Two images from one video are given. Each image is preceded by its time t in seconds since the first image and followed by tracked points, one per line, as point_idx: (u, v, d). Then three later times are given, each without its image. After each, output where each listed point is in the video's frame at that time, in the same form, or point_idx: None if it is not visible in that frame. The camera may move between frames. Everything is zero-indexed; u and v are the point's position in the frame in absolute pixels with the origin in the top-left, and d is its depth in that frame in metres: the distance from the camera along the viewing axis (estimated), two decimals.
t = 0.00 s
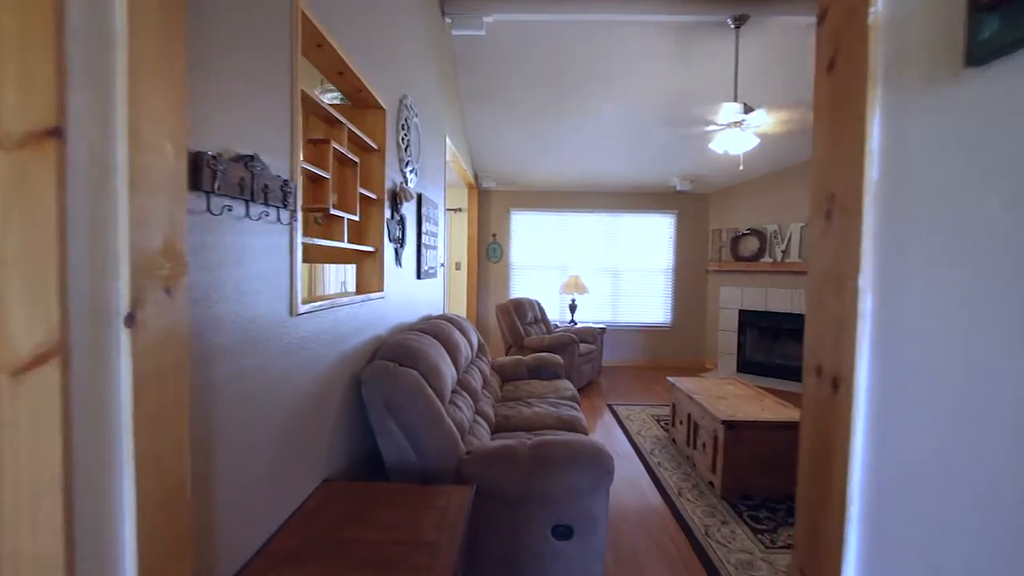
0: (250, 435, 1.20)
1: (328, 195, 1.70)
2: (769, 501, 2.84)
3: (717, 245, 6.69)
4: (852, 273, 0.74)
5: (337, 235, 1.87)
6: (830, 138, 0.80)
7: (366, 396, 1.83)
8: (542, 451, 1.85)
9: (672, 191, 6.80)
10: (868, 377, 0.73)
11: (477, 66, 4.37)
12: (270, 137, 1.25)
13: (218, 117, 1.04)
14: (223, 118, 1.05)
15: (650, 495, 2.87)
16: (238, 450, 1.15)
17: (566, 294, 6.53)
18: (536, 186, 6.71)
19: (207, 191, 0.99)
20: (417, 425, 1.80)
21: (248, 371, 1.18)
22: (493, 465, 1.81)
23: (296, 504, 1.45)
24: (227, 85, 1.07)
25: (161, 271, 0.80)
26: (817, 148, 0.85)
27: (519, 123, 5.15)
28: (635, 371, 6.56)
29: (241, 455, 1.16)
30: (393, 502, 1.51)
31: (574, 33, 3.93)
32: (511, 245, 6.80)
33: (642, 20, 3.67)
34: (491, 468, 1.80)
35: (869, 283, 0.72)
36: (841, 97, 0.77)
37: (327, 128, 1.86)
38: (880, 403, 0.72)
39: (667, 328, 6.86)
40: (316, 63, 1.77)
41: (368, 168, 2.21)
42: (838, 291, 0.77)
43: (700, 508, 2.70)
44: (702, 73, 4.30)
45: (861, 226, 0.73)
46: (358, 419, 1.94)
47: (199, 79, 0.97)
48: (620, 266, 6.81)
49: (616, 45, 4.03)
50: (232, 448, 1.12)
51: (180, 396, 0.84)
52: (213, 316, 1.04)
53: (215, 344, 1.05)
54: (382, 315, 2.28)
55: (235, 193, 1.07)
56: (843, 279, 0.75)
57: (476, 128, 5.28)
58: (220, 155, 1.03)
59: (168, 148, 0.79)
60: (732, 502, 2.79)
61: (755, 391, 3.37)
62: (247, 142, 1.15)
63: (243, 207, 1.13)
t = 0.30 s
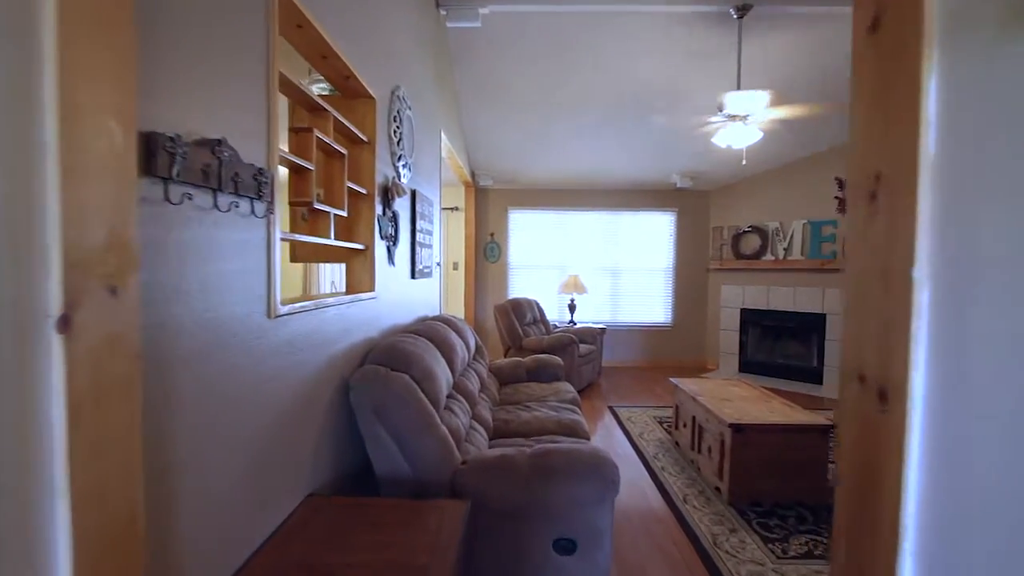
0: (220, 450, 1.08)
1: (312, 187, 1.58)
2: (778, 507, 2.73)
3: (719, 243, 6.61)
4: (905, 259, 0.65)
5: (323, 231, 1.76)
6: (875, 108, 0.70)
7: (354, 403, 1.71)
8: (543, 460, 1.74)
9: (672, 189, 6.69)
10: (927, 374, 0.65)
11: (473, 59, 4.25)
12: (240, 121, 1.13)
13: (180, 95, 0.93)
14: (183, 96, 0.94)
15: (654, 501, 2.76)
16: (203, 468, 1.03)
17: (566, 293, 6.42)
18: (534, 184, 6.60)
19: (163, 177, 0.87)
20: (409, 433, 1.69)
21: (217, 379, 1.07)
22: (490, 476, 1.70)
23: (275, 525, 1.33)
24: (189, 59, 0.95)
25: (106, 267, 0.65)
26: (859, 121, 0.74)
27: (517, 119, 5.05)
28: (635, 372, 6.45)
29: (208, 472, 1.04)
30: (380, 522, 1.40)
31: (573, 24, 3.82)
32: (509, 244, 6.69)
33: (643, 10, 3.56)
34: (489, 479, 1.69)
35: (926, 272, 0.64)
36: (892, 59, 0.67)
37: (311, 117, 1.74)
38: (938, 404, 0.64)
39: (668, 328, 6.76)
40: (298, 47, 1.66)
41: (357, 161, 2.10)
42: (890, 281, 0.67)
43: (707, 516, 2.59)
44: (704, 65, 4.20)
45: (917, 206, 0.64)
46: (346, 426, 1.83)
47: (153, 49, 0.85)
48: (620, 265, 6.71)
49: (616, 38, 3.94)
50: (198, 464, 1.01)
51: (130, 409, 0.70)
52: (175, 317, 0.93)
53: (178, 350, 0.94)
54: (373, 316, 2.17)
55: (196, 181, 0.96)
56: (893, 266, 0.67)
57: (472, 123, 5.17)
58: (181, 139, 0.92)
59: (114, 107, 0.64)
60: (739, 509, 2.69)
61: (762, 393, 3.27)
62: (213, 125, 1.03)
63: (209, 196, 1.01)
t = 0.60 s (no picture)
0: (181, 469, 0.97)
1: (292, 178, 1.47)
2: (782, 511, 2.65)
3: (715, 240, 6.55)
4: (974, 248, 0.55)
5: (305, 228, 1.64)
6: (932, 75, 0.60)
7: (340, 408, 1.60)
8: (542, 468, 1.64)
9: (668, 185, 6.61)
10: (1003, 384, 0.54)
11: (465, 50, 4.13)
12: (202, 102, 1.02)
13: (127, 70, 0.81)
14: (130, 69, 0.82)
15: (654, 507, 2.67)
16: (159, 491, 0.91)
17: (561, 291, 6.33)
18: (528, 180, 6.49)
19: (105, 161, 0.76)
20: (399, 442, 1.58)
21: (177, 389, 0.95)
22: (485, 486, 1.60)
23: (249, 546, 1.22)
24: (137, 30, 0.83)
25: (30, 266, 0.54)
26: (910, 94, 0.65)
27: (511, 113, 4.94)
28: (631, 371, 6.37)
29: (164, 496, 0.93)
30: (366, 542, 1.29)
31: (568, 15, 3.71)
32: (503, 242, 6.59)
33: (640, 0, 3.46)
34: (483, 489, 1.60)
35: (1002, 268, 0.54)
36: (956, 16, 0.58)
37: (291, 104, 1.63)
38: (1017, 428, 0.54)
39: (664, 326, 6.69)
40: (276, 27, 1.54)
41: (342, 153, 1.99)
42: (954, 275, 0.58)
43: (710, 522, 2.50)
44: (703, 58, 4.12)
45: (990, 187, 0.54)
46: (329, 434, 1.71)
47: (88, 12, 0.73)
48: (616, 263, 6.63)
49: (612, 29, 3.84)
50: (152, 487, 0.89)
51: (75, 428, 0.60)
52: (123, 320, 0.82)
53: (126, 360, 0.82)
54: (359, 316, 2.06)
55: (148, 166, 0.84)
56: (957, 259, 0.57)
57: (466, 118, 5.06)
58: (130, 120, 0.80)
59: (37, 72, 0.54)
60: (742, 513, 2.60)
61: (763, 393, 3.19)
62: (168, 103, 0.91)
63: (165, 183, 0.90)
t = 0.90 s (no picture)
0: (130, 490, 0.86)
1: (264, 168, 1.33)
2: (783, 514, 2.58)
3: (708, 236, 6.49)
4: None
5: (282, 222, 1.52)
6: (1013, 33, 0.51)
7: (320, 415, 1.49)
8: (537, 477, 1.54)
9: (660, 180, 6.53)
10: None
11: (454, 40, 4.00)
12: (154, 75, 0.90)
13: (55, 32, 0.70)
14: (59, 32, 0.71)
15: (651, 511, 2.58)
16: (96, 520, 0.79)
17: (552, 288, 6.23)
18: (519, 175, 6.37)
19: (24, 134, 0.64)
20: (384, 451, 1.47)
21: (120, 402, 0.83)
22: (477, 497, 1.51)
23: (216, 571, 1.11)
24: None
25: None
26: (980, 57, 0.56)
27: (502, 106, 4.82)
28: (624, 368, 6.30)
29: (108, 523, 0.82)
30: (346, 563, 1.19)
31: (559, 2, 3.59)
32: (493, 238, 6.48)
33: None
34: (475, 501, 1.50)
35: None
36: None
37: (266, 87, 1.50)
38: None
39: (656, 323, 6.62)
40: (248, 3, 1.42)
41: (322, 142, 1.86)
42: None
43: (709, 527, 2.42)
44: (698, 50, 4.04)
45: None
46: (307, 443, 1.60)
47: None
48: (608, 259, 6.55)
49: (605, 18, 3.72)
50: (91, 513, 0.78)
51: None
52: (49, 322, 0.70)
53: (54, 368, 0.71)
54: (342, 316, 1.94)
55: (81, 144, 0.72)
56: None
57: (454, 111, 4.94)
58: (58, 88, 0.69)
59: None
60: (741, 516, 2.53)
61: (761, 391, 3.12)
62: (105, 74, 0.79)
63: (107, 165, 0.78)
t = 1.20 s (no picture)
0: (66, 517, 0.74)
1: (228, 153, 1.19)
2: (780, 515, 2.51)
3: (698, 232, 6.45)
4: None
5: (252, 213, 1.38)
6: None
7: (296, 424, 1.37)
8: (531, 487, 1.44)
9: (649, 175, 6.46)
10: None
11: (440, 28, 3.86)
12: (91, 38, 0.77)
13: None
14: None
15: (646, 515, 2.50)
16: (17, 555, 0.68)
17: (542, 285, 6.13)
18: (507, 170, 6.25)
19: None
20: (365, 462, 1.36)
21: (45, 418, 0.71)
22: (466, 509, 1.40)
23: None
24: None
25: None
26: None
27: (490, 98, 4.70)
28: (614, 365, 6.24)
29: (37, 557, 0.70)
30: None
31: None
32: (481, 234, 6.36)
33: None
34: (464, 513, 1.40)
35: None
36: None
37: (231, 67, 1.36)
38: None
39: (646, 319, 6.56)
40: None
41: (298, 128, 1.73)
42: None
43: (707, 530, 2.34)
44: (689, 42, 3.95)
45: None
46: (281, 452, 1.48)
47: None
48: (597, 255, 6.47)
49: (596, 6, 3.61)
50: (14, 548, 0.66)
51: None
52: None
53: None
54: (320, 315, 1.82)
55: None
56: None
57: (441, 103, 4.81)
58: None
59: None
60: (739, 518, 2.46)
61: (756, 389, 3.05)
62: (22, 30, 0.67)
63: (26, 137, 0.66)
